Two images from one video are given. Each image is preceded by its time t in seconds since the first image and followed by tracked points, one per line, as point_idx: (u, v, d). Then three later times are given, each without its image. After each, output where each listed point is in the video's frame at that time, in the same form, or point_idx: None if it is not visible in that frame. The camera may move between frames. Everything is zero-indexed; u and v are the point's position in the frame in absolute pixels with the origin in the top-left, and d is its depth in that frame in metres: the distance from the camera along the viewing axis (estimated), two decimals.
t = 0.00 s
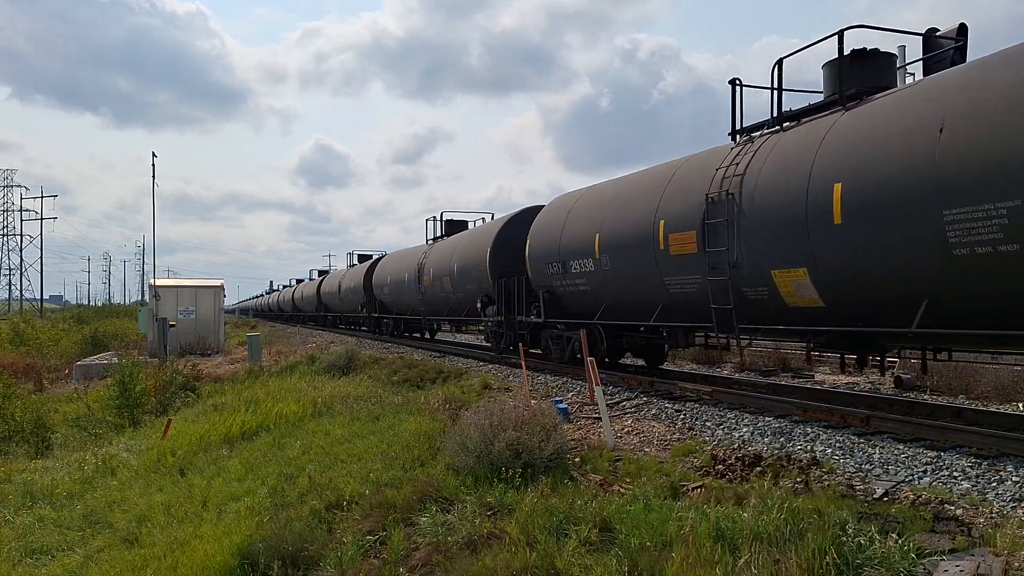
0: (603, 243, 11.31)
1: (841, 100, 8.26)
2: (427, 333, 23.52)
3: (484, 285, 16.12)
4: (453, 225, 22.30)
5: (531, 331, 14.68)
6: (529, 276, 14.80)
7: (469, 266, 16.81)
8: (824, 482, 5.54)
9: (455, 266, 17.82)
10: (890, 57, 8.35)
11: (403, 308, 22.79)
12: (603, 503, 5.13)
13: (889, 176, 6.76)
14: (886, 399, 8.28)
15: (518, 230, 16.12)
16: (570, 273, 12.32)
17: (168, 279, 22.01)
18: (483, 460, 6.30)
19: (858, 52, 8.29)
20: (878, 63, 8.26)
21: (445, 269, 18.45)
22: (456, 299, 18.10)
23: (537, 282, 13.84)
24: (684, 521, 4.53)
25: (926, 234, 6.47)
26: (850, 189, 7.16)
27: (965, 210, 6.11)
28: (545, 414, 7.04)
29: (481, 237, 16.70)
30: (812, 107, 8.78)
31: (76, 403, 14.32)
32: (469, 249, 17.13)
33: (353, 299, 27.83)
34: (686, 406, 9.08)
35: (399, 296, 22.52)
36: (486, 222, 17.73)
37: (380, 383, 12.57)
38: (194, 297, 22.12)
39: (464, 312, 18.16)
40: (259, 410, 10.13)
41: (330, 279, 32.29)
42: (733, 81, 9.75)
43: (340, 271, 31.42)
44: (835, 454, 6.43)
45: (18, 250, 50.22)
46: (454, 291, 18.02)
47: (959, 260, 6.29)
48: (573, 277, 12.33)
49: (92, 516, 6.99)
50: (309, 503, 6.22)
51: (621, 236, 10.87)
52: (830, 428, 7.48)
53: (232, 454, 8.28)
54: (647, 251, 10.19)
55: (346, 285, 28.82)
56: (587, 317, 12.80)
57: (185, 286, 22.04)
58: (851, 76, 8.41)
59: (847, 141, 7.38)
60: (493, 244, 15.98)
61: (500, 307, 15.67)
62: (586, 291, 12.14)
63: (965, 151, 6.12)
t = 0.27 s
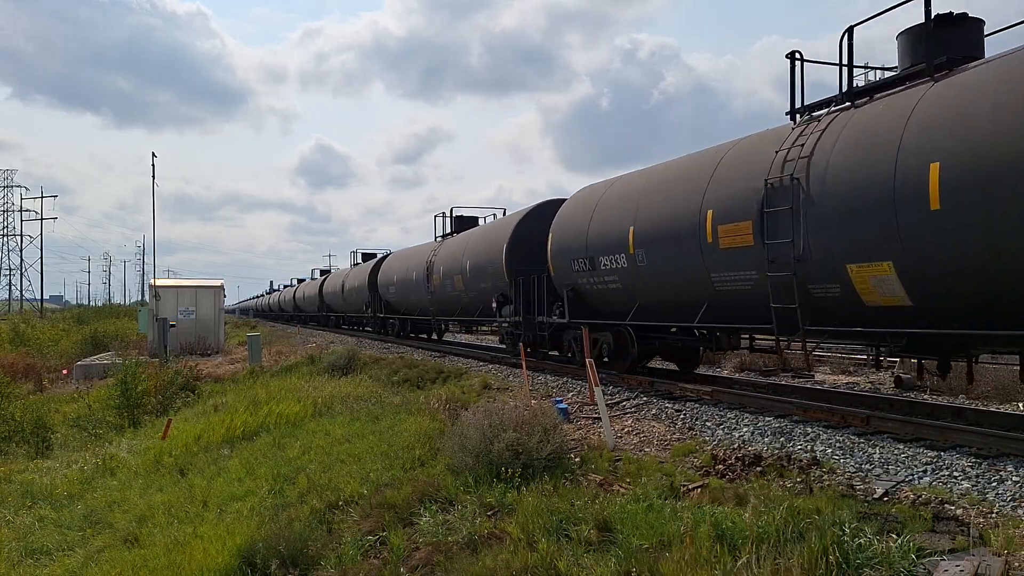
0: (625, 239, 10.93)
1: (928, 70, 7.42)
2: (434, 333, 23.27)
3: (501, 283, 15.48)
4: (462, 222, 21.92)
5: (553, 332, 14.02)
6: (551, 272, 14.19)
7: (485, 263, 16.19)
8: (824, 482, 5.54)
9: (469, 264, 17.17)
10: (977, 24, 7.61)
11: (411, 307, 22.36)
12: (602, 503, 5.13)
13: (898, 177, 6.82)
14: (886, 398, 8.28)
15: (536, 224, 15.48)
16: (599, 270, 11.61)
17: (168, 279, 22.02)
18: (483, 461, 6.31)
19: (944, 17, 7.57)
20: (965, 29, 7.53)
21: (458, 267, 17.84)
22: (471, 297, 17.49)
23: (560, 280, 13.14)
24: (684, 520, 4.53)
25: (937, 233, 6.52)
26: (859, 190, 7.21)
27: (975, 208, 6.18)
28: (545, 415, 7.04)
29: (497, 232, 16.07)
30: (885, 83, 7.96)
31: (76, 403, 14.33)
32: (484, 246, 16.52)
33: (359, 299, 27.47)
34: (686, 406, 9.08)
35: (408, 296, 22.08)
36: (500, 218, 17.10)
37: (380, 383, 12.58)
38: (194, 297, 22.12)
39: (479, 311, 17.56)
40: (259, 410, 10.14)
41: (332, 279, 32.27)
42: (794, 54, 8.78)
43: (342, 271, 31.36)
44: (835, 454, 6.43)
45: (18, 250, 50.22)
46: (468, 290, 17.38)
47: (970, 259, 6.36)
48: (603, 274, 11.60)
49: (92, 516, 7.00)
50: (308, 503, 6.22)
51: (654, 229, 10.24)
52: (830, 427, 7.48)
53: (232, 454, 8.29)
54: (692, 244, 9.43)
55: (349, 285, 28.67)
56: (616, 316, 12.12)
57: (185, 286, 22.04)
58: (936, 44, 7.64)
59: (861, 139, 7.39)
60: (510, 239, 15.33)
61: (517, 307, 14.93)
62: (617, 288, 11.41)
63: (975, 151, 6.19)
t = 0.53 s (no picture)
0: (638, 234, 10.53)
1: None
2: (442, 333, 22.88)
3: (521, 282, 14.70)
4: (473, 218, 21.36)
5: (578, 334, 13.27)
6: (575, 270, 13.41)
7: (502, 260, 15.41)
8: (825, 482, 5.54)
9: (485, 261, 16.40)
10: None
11: (420, 307, 21.84)
12: (602, 503, 5.13)
13: (897, 175, 6.83)
14: (886, 398, 8.29)
15: (556, 218, 14.65)
16: (631, 267, 10.80)
17: (168, 279, 22.01)
18: (483, 461, 6.31)
19: None
20: None
21: (473, 265, 17.11)
22: (487, 296, 16.76)
23: (586, 279, 12.35)
24: (684, 520, 4.53)
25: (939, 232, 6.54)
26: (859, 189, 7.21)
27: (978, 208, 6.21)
28: (545, 414, 7.05)
29: (515, 227, 15.27)
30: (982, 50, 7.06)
31: (76, 403, 14.33)
32: (500, 242, 15.76)
33: (366, 299, 27.01)
34: (687, 406, 9.08)
35: (418, 295, 21.53)
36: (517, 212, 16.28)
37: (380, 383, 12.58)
38: (194, 297, 22.11)
39: (495, 310, 16.81)
40: (259, 410, 10.14)
41: (335, 278, 32.23)
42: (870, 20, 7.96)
43: (346, 270, 31.29)
44: (835, 455, 6.43)
45: (18, 250, 50.27)
46: (485, 288, 16.61)
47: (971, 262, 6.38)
48: (635, 272, 10.80)
49: (92, 516, 7.00)
50: (308, 503, 6.22)
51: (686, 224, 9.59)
52: (830, 428, 7.48)
53: (232, 454, 8.29)
54: (736, 238, 8.69)
55: (354, 284, 28.47)
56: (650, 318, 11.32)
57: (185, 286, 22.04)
58: None
59: (912, 123, 6.91)
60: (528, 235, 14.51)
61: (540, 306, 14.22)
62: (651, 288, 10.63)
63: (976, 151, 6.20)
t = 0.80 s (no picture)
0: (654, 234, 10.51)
1: None
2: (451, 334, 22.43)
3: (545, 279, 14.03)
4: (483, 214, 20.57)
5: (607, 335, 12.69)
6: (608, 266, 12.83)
7: (523, 257, 14.76)
8: (825, 482, 5.54)
9: (503, 257, 15.74)
10: None
11: (429, 307, 21.30)
12: (602, 503, 5.13)
13: (1015, 151, 6.09)
14: (886, 398, 8.29)
15: (579, 212, 14.00)
16: (671, 263, 10.23)
17: (168, 279, 22.01)
18: (483, 460, 6.31)
19: None
20: None
21: (489, 262, 16.46)
22: (505, 295, 16.10)
23: (619, 277, 11.74)
24: (683, 520, 4.52)
25: (936, 234, 6.71)
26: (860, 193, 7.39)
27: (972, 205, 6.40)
28: (545, 414, 7.05)
29: (536, 222, 14.60)
30: None
31: (76, 403, 14.33)
32: (520, 238, 15.10)
33: (372, 299, 26.52)
34: (686, 406, 9.08)
35: (427, 295, 20.95)
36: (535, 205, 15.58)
37: (380, 383, 12.58)
38: (193, 297, 22.11)
39: (513, 309, 16.18)
40: (259, 410, 10.14)
41: (337, 278, 32.10)
42: None
43: (349, 270, 31.12)
44: (835, 455, 6.43)
45: (18, 250, 50.27)
46: (503, 286, 15.96)
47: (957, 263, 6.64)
48: (675, 269, 10.23)
49: (92, 516, 6.99)
50: (308, 503, 6.22)
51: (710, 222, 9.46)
52: (830, 428, 7.48)
53: (232, 454, 8.29)
54: (806, 227, 8.03)
55: (358, 284, 28.15)
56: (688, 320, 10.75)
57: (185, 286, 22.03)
58: None
59: None
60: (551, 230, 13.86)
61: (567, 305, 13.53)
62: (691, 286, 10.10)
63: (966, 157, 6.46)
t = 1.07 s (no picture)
0: (650, 231, 10.33)
1: None
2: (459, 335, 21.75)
3: (568, 278, 13.09)
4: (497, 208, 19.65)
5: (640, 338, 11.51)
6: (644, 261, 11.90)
7: (543, 253, 13.87)
8: (824, 482, 5.54)
9: (521, 254, 14.84)
10: None
11: (438, 307, 20.57)
12: (602, 503, 5.13)
13: None
14: (886, 398, 8.29)
15: (604, 205, 13.12)
16: (720, 258, 9.06)
17: (168, 279, 22.00)
18: (483, 460, 6.31)
19: None
20: None
21: (504, 260, 15.60)
22: (523, 294, 15.14)
23: (656, 275, 10.54)
24: (683, 520, 4.52)
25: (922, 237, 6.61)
26: (854, 190, 7.24)
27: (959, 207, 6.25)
28: (545, 414, 7.04)
29: (559, 215, 13.71)
30: None
31: (76, 403, 14.32)
32: (539, 233, 14.21)
33: (378, 299, 25.88)
34: (686, 406, 9.08)
35: (437, 295, 20.18)
36: (555, 198, 14.73)
37: (380, 383, 12.58)
38: (194, 297, 22.11)
39: (531, 309, 15.28)
40: (259, 410, 10.14)
41: (339, 278, 32.00)
42: None
43: (351, 269, 30.93)
44: (835, 455, 6.42)
45: (18, 250, 50.27)
46: (520, 285, 15.04)
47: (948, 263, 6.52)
48: (726, 265, 9.04)
49: (92, 516, 6.99)
50: (308, 503, 6.22)
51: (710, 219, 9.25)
52: (830, 428, 7.48)
53: (232, 454, 8.29)
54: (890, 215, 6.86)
55: (362, 283, 27.68)
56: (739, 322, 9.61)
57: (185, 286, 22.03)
58: None
59: None
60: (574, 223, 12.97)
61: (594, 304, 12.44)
62: (744, 283, 8.90)
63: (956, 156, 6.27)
